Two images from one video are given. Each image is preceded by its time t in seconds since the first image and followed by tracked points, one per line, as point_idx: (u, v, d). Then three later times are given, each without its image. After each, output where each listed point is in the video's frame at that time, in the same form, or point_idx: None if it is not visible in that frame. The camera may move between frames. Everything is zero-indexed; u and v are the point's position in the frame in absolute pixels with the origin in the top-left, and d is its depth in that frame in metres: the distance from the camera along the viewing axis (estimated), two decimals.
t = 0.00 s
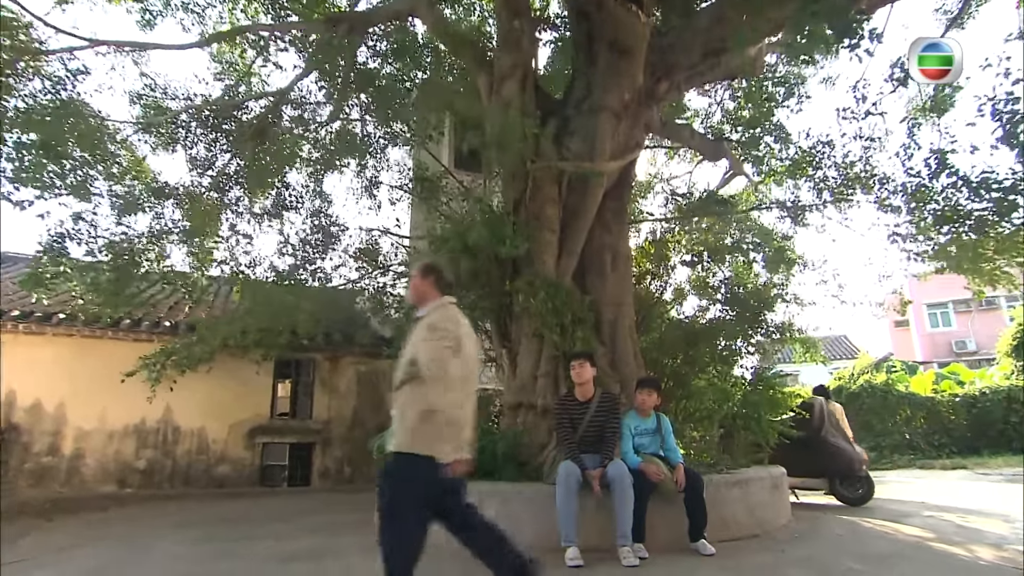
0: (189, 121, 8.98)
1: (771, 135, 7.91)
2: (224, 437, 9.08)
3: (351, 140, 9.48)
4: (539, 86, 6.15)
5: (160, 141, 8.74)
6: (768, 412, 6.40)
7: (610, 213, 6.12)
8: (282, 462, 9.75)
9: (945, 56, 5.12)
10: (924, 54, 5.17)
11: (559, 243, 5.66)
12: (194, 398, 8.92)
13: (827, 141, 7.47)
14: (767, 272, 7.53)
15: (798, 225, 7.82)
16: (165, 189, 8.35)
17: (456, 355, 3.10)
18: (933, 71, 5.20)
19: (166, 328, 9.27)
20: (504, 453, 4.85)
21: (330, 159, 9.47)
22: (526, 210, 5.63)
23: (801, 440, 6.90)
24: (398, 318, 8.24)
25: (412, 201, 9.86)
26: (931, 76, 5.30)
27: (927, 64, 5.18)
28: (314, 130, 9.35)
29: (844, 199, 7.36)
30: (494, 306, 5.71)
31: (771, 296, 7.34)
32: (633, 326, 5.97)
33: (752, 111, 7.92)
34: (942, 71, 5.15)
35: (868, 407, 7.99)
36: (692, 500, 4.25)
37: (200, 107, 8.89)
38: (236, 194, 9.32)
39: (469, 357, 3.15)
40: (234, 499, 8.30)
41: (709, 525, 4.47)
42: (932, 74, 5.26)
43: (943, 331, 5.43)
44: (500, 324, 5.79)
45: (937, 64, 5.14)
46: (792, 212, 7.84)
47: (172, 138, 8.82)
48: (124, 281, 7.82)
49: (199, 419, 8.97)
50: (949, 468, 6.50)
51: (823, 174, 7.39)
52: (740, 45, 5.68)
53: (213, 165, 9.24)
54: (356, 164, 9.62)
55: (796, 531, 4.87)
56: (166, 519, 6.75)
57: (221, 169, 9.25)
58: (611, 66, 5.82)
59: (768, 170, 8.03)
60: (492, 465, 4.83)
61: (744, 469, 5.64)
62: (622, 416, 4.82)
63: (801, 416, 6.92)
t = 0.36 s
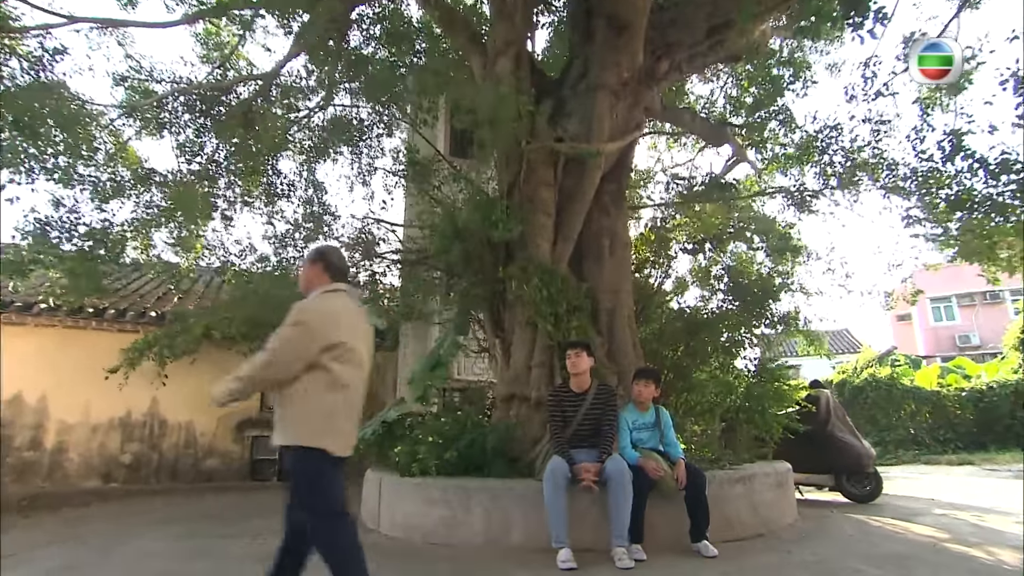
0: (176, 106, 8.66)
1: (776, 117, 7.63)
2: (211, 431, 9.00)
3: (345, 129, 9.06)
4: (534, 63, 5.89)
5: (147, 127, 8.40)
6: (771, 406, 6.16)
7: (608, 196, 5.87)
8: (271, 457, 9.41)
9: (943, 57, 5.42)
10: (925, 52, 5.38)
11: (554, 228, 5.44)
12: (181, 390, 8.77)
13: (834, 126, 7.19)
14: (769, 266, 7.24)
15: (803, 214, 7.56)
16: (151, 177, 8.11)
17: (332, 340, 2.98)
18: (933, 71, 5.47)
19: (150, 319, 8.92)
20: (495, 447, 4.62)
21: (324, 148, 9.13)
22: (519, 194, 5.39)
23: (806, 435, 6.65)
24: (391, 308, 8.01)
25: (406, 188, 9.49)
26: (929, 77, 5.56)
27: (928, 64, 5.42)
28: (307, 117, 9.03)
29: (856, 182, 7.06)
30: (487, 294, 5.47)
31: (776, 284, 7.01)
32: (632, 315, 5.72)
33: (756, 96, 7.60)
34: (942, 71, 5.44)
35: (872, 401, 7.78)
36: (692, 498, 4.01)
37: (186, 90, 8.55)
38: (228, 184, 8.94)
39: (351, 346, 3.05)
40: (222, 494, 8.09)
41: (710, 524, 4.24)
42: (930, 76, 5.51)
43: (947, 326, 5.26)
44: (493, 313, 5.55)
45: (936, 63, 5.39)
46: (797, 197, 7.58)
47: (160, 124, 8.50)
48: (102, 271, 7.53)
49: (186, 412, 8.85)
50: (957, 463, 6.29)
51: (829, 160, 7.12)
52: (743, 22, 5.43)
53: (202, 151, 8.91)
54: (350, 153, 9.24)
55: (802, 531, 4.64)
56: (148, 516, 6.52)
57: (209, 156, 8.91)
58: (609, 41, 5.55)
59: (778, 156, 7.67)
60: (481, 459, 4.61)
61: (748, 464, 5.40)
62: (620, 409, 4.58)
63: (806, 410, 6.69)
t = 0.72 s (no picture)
0: (160, 89, 8.21)
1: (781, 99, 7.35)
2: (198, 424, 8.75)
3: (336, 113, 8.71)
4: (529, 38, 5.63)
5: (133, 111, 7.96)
6: (775, 398, 5.95)
7: (606, 178, 5.60)
8: (260, 449, 9.13)
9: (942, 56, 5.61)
10: (926, 52, 5.62)
11: (549, 211, 5.19)
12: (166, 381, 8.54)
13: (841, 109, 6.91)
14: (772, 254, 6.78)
15: (808, 200, 7.31)
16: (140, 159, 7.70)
17: (212, 328, 2.84)
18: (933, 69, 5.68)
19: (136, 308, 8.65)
20: (484, 440, 4.39)
21: (316, 135, 8.78)
22: (512, 175, 5.15)
23: (811, 427, 6.42)
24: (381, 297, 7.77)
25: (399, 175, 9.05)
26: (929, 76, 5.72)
27: (928, 63, 5.63)
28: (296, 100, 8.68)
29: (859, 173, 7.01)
30: (479, 280, 5.22)
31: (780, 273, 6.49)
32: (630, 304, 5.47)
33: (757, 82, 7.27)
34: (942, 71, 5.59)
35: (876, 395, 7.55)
36: (693, 495, 3.77)
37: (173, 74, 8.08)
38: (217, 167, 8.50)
39: (234, 333, 2.92)
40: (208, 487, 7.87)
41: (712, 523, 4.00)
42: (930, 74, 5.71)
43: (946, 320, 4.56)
44: (484, 300, 5.31)
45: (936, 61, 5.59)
46: (802, 183, 7.33)
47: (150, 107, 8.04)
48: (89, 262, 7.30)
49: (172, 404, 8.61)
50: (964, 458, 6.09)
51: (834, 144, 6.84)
52: None
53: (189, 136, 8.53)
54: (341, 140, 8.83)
55: (808, 529, 4.41)
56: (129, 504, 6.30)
57: (195, 140, 8.52)
58: (608, 14, 5.29)
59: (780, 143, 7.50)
60: (470, 453, 4.37)
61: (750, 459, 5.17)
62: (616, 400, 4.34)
63: (812, 403, 6.45)
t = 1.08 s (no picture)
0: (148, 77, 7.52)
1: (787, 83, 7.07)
2: (184, 418, 8.56)
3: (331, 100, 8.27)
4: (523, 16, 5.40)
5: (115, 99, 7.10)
6: (782, 391, 5.70)
7: (603, 162, 5.37)
8: (249, 444, 8.98)
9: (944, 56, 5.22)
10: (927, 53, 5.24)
11: (542, 196, 4.97)
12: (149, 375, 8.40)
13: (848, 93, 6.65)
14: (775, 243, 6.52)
15: (813, 189, 7.06)
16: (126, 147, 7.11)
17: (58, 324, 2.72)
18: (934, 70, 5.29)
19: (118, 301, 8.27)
20: (471, 436, 4.17)
21: (306, 121, 8.38)
22: (504, 157, 4.93)
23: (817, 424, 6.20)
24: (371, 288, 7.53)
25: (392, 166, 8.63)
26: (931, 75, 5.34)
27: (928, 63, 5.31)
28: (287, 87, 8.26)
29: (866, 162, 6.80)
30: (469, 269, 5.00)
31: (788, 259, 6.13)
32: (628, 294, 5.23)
33: (759, 67, 6.98)
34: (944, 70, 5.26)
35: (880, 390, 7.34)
36: (693, 496, 3.54)
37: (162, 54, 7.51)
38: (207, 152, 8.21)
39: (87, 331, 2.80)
40: (192, 483, 7.64)
41: (713, 525, 3.77)
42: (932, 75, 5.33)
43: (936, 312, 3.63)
44: (475, 290, 5.08)
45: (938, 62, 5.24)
46: (807, 170, 7.07)
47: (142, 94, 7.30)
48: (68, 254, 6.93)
49: (157, 398, 8.46)
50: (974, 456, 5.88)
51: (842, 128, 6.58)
52: None
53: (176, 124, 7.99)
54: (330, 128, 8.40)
55: (813, 531, 4.18)
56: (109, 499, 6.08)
57: (182, 128, 8.04)
58: None
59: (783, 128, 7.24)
60: (456, 450, 4.15)
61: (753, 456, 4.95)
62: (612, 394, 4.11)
63: (817, 398, 6.21)
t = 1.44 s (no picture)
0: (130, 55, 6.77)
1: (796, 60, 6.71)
2: (171, 407, 8.40)
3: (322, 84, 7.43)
4: None
5: (101, 78, 6.84)
6: (787, 381, 5.48)
7: (602, 140, 5.13)
8: (237, 434, 8.86)
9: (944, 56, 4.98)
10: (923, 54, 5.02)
11: (536, 172, 4.77)
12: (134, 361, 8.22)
13: (859, 72, 6.37)
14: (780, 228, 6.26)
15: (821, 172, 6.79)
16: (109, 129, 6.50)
17: None
18: (934, 69, 5.12)
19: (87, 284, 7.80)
20: (456, 426, 3.95)
21: (297, 103, 7.57)
22: (497, 131, 4.74)
23: (822, 415, 5.99)
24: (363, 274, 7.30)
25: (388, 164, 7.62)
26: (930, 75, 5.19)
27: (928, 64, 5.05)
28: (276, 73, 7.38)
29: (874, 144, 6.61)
30: (460, 249, 4.81)
31: (794, 244, 5.84)
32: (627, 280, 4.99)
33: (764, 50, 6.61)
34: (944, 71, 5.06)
35: (883, 380, 7.10)
36: (695, 494, 3.32)
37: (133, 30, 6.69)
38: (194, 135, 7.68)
39: None
40: (176, 475, 7.44)
41: (717, 524, 3.56)
42: (932, 72, 5.17)
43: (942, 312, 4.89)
44: (467, 274, 4.88)
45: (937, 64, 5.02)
46: (816, 154, 6.78)
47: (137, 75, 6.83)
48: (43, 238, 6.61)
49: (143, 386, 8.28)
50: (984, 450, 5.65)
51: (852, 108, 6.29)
52: None
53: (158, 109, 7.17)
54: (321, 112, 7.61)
55: (820, 529, 3.97)
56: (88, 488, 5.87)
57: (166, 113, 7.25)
58: None
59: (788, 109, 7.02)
60: (441, 441, 3.96)
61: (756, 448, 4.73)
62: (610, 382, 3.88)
63: (824, 387, 5.99)
